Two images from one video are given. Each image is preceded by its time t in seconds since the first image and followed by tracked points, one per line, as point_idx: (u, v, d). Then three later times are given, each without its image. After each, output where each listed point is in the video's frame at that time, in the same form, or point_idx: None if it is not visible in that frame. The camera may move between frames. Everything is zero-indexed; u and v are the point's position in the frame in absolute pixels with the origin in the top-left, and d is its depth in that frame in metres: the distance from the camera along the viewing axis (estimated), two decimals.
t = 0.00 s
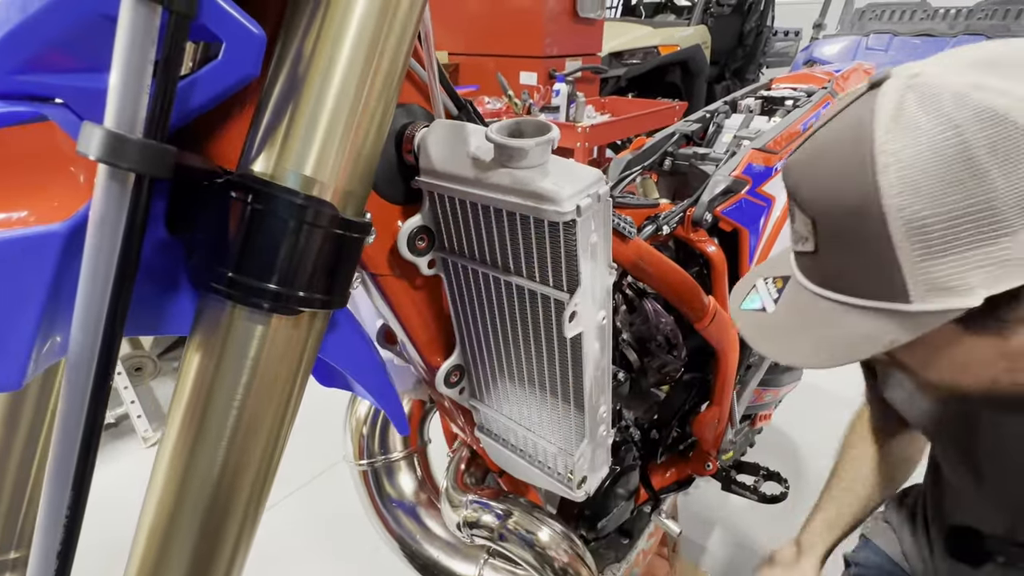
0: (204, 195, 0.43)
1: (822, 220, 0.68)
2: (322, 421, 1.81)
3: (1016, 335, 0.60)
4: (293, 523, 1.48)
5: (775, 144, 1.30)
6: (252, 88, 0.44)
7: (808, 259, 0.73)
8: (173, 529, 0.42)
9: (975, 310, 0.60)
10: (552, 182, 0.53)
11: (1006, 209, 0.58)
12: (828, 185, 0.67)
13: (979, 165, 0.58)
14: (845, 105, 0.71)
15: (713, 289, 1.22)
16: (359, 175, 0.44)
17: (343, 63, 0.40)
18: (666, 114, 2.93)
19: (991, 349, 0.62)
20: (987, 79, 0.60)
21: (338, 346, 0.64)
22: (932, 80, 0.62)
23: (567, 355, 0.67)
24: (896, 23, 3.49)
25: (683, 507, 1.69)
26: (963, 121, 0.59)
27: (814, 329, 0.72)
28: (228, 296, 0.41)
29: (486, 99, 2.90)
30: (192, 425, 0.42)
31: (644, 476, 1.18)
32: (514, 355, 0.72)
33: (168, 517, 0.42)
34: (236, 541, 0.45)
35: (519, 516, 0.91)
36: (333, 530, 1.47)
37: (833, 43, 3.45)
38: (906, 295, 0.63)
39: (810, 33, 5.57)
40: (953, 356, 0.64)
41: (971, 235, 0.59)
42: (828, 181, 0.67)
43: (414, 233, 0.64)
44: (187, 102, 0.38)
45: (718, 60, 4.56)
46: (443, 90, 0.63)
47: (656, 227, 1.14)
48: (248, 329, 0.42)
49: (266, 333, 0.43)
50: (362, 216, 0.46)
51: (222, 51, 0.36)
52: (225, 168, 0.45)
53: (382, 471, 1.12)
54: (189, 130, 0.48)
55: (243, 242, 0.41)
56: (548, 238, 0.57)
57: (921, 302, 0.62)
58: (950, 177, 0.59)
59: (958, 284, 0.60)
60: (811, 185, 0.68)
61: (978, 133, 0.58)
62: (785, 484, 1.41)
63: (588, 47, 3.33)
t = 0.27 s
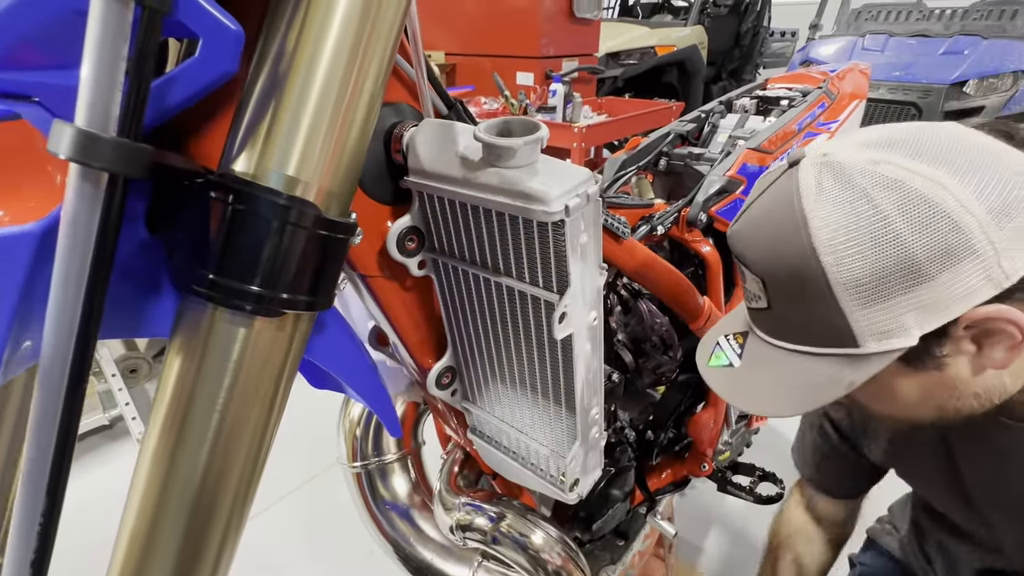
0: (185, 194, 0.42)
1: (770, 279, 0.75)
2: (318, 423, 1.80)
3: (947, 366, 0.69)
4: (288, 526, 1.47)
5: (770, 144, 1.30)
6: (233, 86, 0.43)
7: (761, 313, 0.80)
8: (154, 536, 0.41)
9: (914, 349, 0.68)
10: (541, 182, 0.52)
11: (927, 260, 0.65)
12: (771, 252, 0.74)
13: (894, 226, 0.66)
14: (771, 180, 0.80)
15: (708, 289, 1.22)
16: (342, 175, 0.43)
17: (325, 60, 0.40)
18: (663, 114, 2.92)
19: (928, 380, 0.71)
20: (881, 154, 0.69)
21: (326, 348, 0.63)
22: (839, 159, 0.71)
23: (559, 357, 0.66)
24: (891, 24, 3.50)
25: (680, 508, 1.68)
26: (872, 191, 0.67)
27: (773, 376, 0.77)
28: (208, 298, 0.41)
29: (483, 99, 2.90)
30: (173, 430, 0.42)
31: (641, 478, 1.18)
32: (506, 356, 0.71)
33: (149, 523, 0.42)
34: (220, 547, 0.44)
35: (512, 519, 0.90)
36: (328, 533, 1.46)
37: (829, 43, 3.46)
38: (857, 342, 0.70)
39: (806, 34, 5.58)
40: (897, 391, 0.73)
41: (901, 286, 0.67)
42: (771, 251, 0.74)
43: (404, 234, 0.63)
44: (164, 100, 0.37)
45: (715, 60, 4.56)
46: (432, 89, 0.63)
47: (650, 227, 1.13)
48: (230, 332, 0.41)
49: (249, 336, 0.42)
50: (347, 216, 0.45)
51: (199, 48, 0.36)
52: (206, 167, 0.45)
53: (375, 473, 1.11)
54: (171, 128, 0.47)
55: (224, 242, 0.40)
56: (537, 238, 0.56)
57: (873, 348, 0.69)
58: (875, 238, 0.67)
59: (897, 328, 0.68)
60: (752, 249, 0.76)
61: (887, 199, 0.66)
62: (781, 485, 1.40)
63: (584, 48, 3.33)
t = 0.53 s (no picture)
0: (168, 195, 0.42)
1: (760, 275, 0.72)
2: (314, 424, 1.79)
3: (936, 370, 0.66)
4: (283, 528, 1.46)
5: (765, 144, 1.30)
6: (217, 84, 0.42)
7: (750, 308, 0.77)
8: (137, 541, 0.41)
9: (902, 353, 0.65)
10: (530, 182, 0.52)
11: (919, 264, 0.61)
12: (760, 247, 0.71)
13: (886, 225, 0.62)
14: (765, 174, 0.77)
15: (703, 289, 1.22)
16: (327, 175, 0.42)
17: (309, 58, 0.39)
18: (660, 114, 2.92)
19: (916, 383, 0.68)
20: (880, 148, 0.65)
21: (317, 350, 0.62)
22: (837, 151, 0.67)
23: (550, 358, 0.66)
24: (887, 24, 3.51)
25: (677, 508, 1.68)
26: (866, 187, 0.63)
27: (762, 372, 0.75)
28: (191, 300, 0.40)
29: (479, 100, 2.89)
30: (156, 433, 0.41)
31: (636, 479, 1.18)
32: (498, 358, 0.71)
33: (132, 528, 0.41)
34: (205, 552, 0.43)
35: (506, 520, 0.90)
36: (323, 535, 1.45)
37: (825, 43, 3.47)
38: (843, 342, 0.67)
39: (802, 34, 5.60)
40: (885, 393, 0.70)
41: (892, 290, 0.63)
42: (759, 248, 0.71)
43: (394, 234, 0.63)
44: (143, 99, 0.37)
45: (712, 61, 4.57)
46: (421, 88, 0.62)
47: (645, 227, 1.12)
48: (214, 334, 0.41)
49: (233, 338, 0.41)
50: (333, 217, 0.45)
51: (178, 47, 0.35)
52: (189, 167, 0.44)
53: (369, 474, 1.11)
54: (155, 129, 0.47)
55: (207, 243, 0.39)
56: (527, 239, 0.56)
57: (859, 350, 0.66)
58: (864, 239, 0.63)
59: (885, 332, 0.64)
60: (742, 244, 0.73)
61: (880, 197, 0.62)
62: (776, 485, 1.40)
63: (581, 48, 3.33)
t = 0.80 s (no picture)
0: (159, 194, 0.41)
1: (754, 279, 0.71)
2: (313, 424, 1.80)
3: (931, 398, 0.66)
4: (280, 530, 1.46)
5: (761, 144, 1.30)
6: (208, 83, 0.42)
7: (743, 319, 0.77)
8: (129, 546, 0.40)
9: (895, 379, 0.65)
10: (524, 182, 0.52)
11: (917, 291, 0.61)
12: (753, 257, 0.69)
13: (885, 248, 0.61)
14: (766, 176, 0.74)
15: (700, 289, 1.22)
16: (321, 175, 0.42)
17: (301, 58, 0.39)
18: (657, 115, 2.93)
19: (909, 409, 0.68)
20: (887, 162, 0.62)
21: (312, 351, 0.62)
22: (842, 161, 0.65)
23: (546, 359, 0.65)
24: (883, 24, 3.52)
25: (674, 508, 1.68)
26: (866, 208, 0.62)
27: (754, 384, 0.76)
28: (183, 301, 0.40)
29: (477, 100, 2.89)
30: (148, 435, 0.41)
31: (632, 479, 1.17)
32: (493, 358, 0.70)
33: (124, 531, 0.41)
34: (198, 556, 0.43)
35: (503, 521, 0.90)
36: (320, 537, 1.44)
37: (822, 43, 3.48)
38: (833, 364, 0.67)
39: (799, 35, 5.62)
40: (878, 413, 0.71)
41: (888, 315, 0.63)
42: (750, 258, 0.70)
43: (389, 234, 0.62)
44: (132, 98, 0.36)
45: (709, 61, 4.57)
46: (416, 87, 0.62)
47: (642, 227, 1.12)
48: (206, 335, 0.40)
49: (226, 339, 0.41)
50: (326, 217, 0.44)
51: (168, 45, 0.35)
52: (181, 167, 0.44)
53: (366, 475, 1.10)
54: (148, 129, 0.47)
55: (198, 243, 0.39)
56: (522, 239, 0.56)
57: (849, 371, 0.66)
58: (863, 262, 0.62)
59: (879, 357, 0.64)
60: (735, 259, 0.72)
61: (882, 218, 0.61)
62: (774, 485, 1.40)
63: (579, 48, 3.33)
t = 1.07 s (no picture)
0: (151, 195, 0.41)
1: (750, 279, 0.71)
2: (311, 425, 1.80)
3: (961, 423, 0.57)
4: (277, 531, 1.45)
5: (758, 144, 1.30)
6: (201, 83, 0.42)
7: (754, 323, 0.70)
8: (122, 547, 0.40)
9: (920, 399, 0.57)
10: (519, 182, 0.52)
11: (952, 302, 0.53)
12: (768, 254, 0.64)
13: (919, 252, 0.53)
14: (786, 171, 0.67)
15: (697, 289, 1.22)
16: (314, 175, 0.42)
17: (294, 58, 0.39)
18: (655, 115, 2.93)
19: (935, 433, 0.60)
20: (927, 155, 0.54)
21: (308, 352, 0.62)
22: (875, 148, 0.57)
23: (541, 359, 0.65)
24: (880, 25, 3.53)
25: (672, 508, 1.68)
26: (900, 205, 0.54)
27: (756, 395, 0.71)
28: (175, 302, 0.39)
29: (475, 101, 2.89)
30: (141, 437, 0.41)
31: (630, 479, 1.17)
32: (489, 359, 0.70)
33: (117, 533, 0.40)
34: (192, 558, 0.42)
35: (499, 522, 0.90)
36: (317, 538, 1.44)
37: (819, 44, 3.49)
38: (851, 378, 0.60)
39: (796, 35, 5.64)
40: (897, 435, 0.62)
41: (915, 327, 0.55)
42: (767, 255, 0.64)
43: (385, 235, 0.62)
44: (124, 99, 0.36)
45: (707, 61, 4.58)
46: (411, 87, 0.62)
47: (638, 227, 1.12)
48: (200, 336, 0.40)
49: (219, 340, 0.41)
50: (320, 218, 0.44)
51: (160, 46, 0.35)
52: (174, 167, 0.44)
53: (363, 476, 1.10)
54: (142, 130, 0.46)
55: (191, 244, 0.39)
56: (518, 239, 0.56)
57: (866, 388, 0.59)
58: (890, 263, 0.55)
59: (905, 374, 0.56)
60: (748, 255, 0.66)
61: (916, 218, 0.53)
62: (771, 485, 1.40)
63: (576, 49, 3.33)
